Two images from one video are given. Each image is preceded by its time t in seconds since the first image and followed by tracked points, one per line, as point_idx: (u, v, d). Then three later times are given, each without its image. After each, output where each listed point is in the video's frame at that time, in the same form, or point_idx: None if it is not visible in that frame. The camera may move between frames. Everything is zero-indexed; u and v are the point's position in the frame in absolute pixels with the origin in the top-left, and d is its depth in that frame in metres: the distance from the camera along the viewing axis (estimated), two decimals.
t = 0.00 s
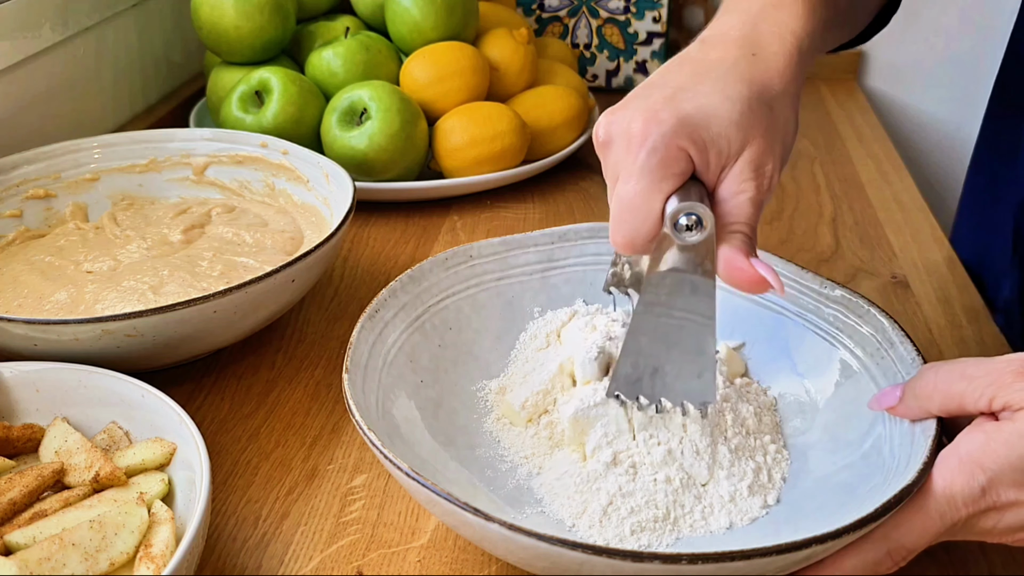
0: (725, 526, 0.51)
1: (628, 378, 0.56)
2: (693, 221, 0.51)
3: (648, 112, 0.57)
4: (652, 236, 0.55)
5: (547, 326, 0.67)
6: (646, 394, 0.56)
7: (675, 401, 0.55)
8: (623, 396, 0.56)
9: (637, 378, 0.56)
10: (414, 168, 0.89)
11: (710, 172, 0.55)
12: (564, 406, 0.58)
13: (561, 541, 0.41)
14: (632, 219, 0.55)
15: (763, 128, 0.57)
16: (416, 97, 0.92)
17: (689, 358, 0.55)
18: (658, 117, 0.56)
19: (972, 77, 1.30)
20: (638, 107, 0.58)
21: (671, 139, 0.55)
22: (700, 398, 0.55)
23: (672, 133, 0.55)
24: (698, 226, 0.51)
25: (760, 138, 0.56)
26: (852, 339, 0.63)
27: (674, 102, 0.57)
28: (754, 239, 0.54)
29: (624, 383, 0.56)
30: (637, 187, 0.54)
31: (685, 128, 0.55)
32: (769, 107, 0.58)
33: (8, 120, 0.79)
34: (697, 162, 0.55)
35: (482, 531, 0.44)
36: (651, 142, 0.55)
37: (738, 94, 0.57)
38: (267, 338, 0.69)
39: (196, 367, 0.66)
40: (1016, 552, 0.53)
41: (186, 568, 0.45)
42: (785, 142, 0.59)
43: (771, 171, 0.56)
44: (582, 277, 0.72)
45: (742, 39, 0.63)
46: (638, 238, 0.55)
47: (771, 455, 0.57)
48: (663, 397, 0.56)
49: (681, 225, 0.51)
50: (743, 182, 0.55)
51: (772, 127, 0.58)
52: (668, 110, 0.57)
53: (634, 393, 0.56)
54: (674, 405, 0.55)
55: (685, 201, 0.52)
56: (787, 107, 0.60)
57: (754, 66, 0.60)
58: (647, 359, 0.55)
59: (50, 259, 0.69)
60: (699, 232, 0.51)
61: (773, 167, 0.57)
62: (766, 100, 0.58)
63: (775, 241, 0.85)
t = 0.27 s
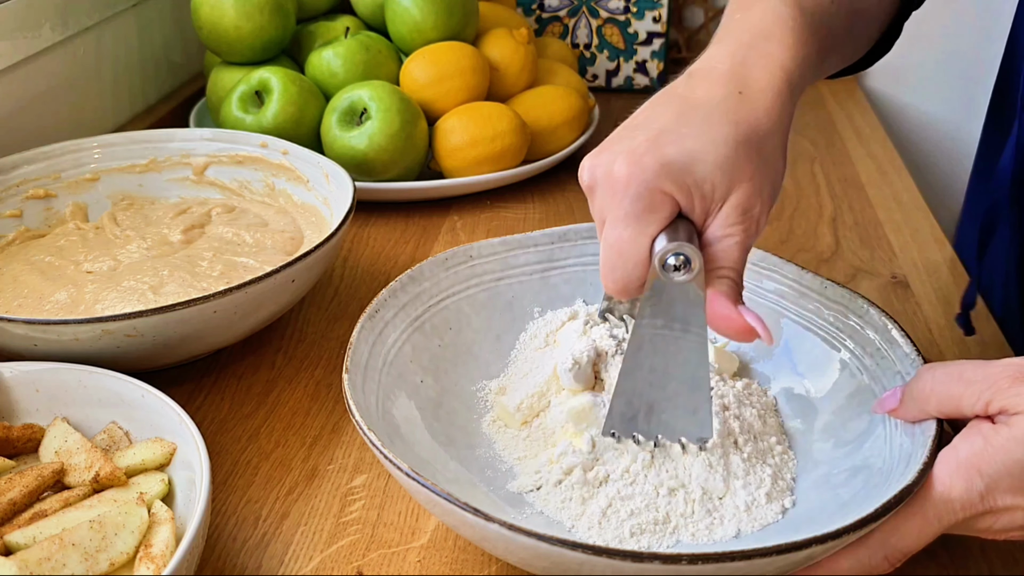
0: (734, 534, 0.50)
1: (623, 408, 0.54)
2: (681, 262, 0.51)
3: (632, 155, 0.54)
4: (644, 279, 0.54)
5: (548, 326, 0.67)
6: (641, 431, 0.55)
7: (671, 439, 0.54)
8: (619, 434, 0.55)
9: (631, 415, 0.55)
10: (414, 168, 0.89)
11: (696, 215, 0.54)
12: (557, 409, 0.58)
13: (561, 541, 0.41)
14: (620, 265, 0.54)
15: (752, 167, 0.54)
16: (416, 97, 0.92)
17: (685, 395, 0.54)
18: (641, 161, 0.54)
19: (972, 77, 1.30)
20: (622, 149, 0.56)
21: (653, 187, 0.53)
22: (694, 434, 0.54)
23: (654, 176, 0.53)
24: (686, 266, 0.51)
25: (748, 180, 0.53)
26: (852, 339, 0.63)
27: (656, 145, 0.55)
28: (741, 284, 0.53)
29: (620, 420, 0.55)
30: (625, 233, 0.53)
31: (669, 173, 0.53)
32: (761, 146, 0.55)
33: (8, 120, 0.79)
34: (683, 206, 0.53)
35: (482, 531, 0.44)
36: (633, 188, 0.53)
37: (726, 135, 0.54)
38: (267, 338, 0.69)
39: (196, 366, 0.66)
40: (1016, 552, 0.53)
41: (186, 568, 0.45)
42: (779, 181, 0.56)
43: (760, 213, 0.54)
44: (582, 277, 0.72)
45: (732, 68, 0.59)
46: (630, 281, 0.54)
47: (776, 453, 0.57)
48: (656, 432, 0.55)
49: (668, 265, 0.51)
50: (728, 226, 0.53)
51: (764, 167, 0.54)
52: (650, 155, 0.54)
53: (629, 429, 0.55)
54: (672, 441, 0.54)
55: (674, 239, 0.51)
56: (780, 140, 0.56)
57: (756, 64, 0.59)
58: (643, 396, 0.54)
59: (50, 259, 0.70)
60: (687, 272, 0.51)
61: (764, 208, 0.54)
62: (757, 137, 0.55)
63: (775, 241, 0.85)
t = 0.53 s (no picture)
0: (736, 538, 0.49)
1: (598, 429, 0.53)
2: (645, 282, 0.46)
3: (615, 172, 0.52)
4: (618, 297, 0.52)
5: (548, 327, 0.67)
6: (615, 449, 0.53)
7: (650, 458, 0.53)
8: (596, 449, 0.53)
9: (605, 433, 0.53)
10: (415, 168, 0.89)
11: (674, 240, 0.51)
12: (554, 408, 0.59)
13: (561, 541, 0.41)
14: (593, 285, 0.52)
15: (736, 194, 0.51)
16: (416, 97, 0.92)
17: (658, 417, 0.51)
18: (621, 178, 0.52)
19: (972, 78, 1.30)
20: (609, 165, 0.53)
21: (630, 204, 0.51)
22: (670, 454, 0.52)
23: (632, 194, 0.51)
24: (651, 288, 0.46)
25: (730, 206, 0.51)
26: (852, 339, 0.63)
27: (639, 164, 0.52)
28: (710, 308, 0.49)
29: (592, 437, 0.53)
30: (601, 251, 0.52)
31: (648, 193, 0.51)
32: (750, 174, 0.52)
33: (8, 120, 0.79)
34: (661, 229, 0.51)
35: (482, 531, 0.44)
36: (611, 208, 0.51)
37: (712, 159, 0.51)
38: (267, 338, 0.69)
39: (197, 366, 0.66)
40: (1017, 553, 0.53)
41: (186, 568, 0.45)
42: (766, 209, 0.53)
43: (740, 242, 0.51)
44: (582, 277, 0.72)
45: (732, 87, 0.56)
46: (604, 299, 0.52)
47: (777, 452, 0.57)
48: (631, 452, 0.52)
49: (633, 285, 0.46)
50: (704, 252, 0.50)
51: (750, 195, 0.51)
52: (631, 174, 0.52)
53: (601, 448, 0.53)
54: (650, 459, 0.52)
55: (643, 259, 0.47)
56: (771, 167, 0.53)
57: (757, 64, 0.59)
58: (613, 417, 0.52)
59: (51, 259, 0.70)
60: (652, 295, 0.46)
61: (745, 237, 0.52)
62: (745, 162, 0.52)
63: (775, 241, 0.85)
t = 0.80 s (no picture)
0: (739, 540, 0.49)
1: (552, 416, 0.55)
2: (558, 254, 0.50)
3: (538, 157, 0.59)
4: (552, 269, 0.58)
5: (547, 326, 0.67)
6: (569, 429, 0.54)
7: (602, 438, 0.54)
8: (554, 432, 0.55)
9: (558, 415, 0.54)
10: (414, 167, 0.89)
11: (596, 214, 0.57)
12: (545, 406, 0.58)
13: (561, 542, 0.41)
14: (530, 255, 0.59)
15: (649, 166, 0.57)
16: (416, 97, 0.91)
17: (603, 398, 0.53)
18: (548, 163, 0.58)
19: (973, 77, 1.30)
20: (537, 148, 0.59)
21: (550, 181, 0.58)
22: (620, 434, 0.53)
23: (552, 174, 0.57)
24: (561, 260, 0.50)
25: (642, 175, 0.56)
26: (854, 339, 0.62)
27: (560, 149, 0.58)
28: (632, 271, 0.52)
29: (547, 418, 0.55)
30: (533, 232, 0.59)
31: (570, 178, 0.57)
32: (665, 144, 0.57)
33: (7, 120, 0.79)
34: (581, 203, 0.58)
35: (481, 532, 0.43)
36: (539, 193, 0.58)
37: (628, 135, 0.57)
38: (266, 338, 0.69)
39: (196, 366, 0.66)
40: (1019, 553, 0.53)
41: (185, 569, 0.44)
42: (688, 176, 0.58)
43: (657, 206, 0.57)
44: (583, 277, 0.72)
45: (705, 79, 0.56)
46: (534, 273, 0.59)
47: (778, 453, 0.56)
48: (584, 434, 0.54)
49: (547, 258, 0.51)
50: (624, 219, 0.55)
51: (664, 165, 0.57)
52: (550, 158, 0.58)
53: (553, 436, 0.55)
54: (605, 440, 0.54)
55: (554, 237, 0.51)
56: (687, 136, 0.58)
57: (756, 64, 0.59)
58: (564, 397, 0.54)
59: (50, 259, 0.69)
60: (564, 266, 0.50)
61: (664, 201, 0.57)
62: (659, 133, 0.57)
63: (776, 241, 0.85)
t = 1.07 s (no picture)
0: (737, 539, 0.49)
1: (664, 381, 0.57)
2: (715, 208, 0.52)
3: (670, 96, 0.55)
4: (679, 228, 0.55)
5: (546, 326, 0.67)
6: (686, 397, 0.56)
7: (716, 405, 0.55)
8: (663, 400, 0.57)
9: (674, 381, 0.56)
10: (414, 168, 0.89)
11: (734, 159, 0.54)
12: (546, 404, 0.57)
13: (561, 541, 0.41)
14: (656, 220, 0.56)
15: (790, 106, 0.53)
16: (416, 97, 0.92)
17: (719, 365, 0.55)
18: (677, 104, 0.55)
19: (973, 78, 1.30)
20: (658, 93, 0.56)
21: (685, 125, 0.54)
22: (739, 402, 0.55)
23: (691, 119, 0.54)
24: (721, 214, 0.52)
25: (788, 120, 0.53)
26: (852, 339, 0.63)
27: (692, 87, 0.55)
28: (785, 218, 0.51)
29: (661, 386, 0.57)
30: (660, 179, 0.55)
31: (704, 113, 0.54)
32: (802, 87, 0.55)
33: (7, 120, 0.79)
34: (719, 150, 0.54)
35: (482, 531, 0.44)
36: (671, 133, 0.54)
37: (765, 76, 0.54)
38: (267, 338, 0.69)
39: (196, 366, 0.66)
40: (1017, 552, 0.53)
41: (186, 568, 0.45)
42: (819, 123, 0.55)
43: (801, 152, 0.54)
44: (582, 277, 0.72)
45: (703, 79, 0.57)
46: (664, 231, 0.56)
47: (778, 451, 0.56)
48: (700, 399, 0.56)
49: (701, 213, 0.52)
50: (768, 165, 0.53)
51: (802, 105, 0.54)
52: (686, 97, 0.55)
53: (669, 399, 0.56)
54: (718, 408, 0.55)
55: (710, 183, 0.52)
56: (820, 83, 0.55)
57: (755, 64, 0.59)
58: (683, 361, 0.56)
59: (50, 259, 0.69)
60: (722, 219, 0.52)
61: (806, 146, 0.54)
62: (797, 78, 0.55)
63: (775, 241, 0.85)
